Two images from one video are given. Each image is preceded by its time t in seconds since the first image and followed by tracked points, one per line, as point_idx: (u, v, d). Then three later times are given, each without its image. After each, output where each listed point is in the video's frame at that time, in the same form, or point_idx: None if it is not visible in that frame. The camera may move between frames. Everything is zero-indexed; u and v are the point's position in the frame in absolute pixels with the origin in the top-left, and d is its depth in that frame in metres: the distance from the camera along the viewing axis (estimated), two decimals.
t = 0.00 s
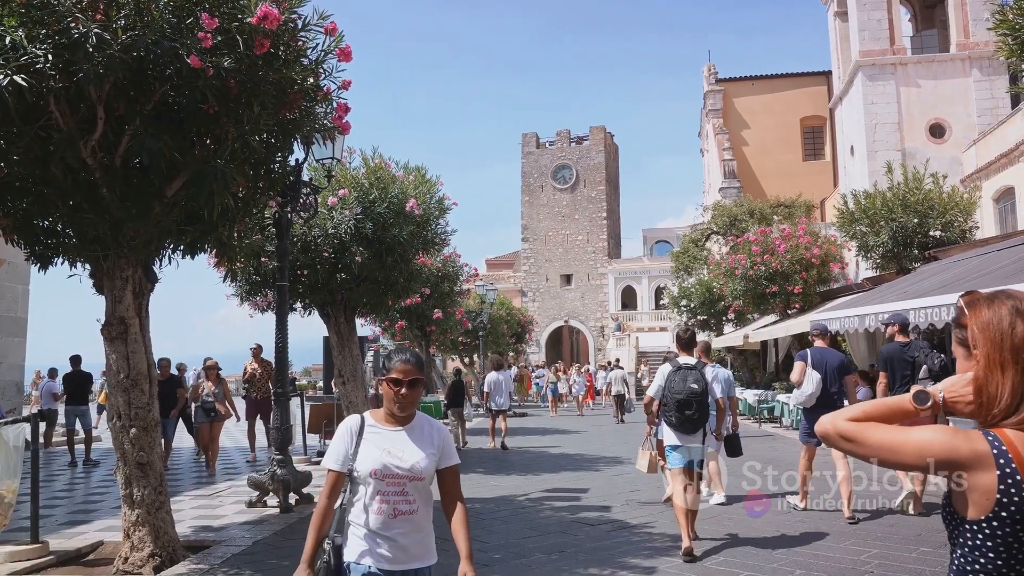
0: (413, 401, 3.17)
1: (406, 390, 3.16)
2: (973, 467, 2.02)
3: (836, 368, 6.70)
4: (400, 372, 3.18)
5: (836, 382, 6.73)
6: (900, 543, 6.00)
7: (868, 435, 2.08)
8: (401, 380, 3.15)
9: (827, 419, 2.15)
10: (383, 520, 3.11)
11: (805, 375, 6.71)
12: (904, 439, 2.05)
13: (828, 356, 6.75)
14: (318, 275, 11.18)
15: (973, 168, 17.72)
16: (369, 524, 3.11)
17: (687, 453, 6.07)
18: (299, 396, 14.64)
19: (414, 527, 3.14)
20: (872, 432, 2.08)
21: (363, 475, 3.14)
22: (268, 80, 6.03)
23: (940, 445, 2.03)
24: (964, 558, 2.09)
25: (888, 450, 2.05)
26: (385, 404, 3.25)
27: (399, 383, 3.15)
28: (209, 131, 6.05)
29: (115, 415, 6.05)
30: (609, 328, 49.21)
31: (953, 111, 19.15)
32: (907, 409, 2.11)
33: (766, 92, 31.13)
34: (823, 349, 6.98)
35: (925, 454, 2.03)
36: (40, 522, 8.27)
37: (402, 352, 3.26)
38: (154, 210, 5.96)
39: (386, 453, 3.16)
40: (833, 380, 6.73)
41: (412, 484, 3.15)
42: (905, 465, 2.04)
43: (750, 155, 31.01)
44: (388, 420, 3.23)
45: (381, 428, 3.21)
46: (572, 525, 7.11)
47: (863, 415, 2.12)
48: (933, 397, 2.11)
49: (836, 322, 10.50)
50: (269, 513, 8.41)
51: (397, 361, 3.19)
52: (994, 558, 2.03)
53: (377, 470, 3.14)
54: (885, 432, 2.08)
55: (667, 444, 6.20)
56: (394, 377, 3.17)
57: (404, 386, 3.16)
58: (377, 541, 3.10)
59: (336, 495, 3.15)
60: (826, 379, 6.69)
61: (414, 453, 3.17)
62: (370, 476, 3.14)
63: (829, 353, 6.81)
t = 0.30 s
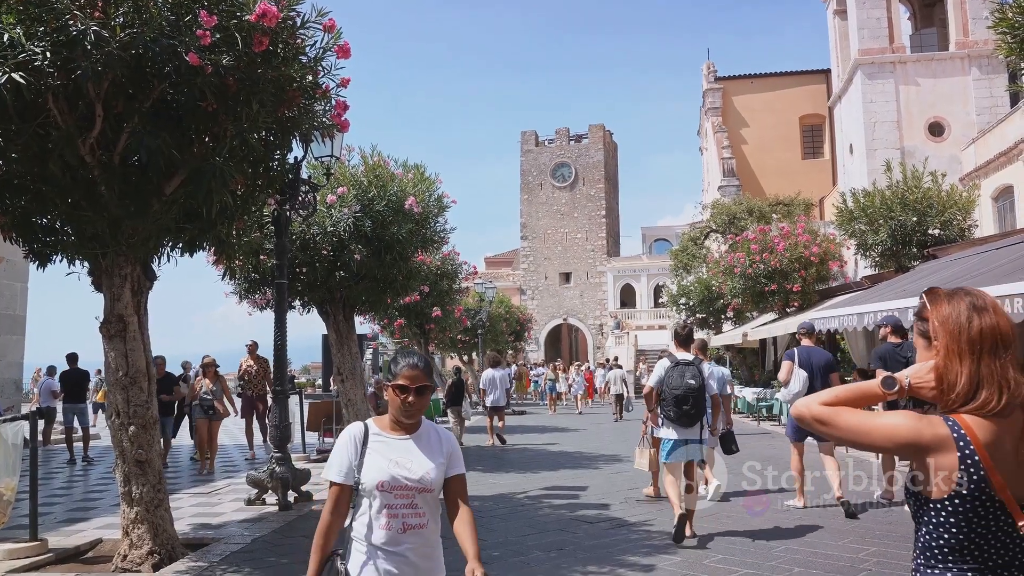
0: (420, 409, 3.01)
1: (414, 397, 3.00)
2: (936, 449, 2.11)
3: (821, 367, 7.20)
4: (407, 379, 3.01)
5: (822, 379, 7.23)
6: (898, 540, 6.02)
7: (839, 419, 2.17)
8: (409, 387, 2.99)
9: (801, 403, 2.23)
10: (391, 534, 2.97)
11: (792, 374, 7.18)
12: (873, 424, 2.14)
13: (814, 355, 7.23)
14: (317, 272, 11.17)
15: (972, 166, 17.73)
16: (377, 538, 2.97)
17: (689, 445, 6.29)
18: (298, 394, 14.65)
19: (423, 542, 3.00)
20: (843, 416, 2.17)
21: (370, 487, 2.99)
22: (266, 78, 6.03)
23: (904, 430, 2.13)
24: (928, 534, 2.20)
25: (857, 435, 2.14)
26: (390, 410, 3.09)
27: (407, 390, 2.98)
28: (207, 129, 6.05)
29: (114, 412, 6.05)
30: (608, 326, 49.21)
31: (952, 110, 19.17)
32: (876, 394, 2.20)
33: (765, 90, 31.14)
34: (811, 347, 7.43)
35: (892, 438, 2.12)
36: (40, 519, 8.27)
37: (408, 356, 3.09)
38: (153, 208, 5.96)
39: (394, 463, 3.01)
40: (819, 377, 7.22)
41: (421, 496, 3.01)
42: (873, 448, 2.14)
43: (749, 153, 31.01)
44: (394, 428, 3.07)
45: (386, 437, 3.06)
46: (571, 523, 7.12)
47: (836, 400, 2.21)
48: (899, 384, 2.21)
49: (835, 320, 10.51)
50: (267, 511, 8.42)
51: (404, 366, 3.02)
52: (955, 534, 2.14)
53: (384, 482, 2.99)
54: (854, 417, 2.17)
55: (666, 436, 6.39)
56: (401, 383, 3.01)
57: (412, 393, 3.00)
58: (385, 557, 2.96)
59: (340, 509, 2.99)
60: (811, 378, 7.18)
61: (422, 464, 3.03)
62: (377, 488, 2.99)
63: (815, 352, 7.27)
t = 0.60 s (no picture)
0: (428, 392, 2.94)
1: (422, 381, 2.92)
2: (905, 436, 2.30)
3: (811, 359, 7.33)
4: (415, 363, 2.94)
5: (812, 370, 7.35)
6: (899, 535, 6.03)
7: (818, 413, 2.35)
8: (416, 370, 2.92)
9: (781, 398, 2.41)
10: (406, 530, 2.88)
11: (783, 365, 7.32)
12: (847, 415, 2.32)
13: (806, 348, 7.37)
14: (318, 267, 11.19)
15: (975, 162, 17.71)
16: (391, 535, 2.88)
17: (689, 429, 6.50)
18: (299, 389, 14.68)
19: (439, 536, 2.92)
20: (821, 409, 2.35)
21: (381, 482, 2.90)
22: (268, 72, 6.02)
23: (876, 419, 2.31)
24: (898, 514, 2.37)
25: (833, 425, 2.32)
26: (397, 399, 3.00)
27: (415, 373, 2.90)
28: (209, 124, 6.04)
29: (116, 407, 6.06)
30: (609, 321, 49.21)
31: (955, 105, 19.12)
32: (851, 386, 2.38)
33: (766, 85, 31.09)
34: (803, 340, 7.58)
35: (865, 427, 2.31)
36: (42, 513, 8.30)
37: (413, 341, 3.02)
38: (155, 203, 5.97)
39: (405, 455, 2.92)
40: (808, 370, 7.35)
41: (436, 487, 2.93)
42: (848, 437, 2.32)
43: (751, 149, 30.96)
44: (402, 418, 2.98)
45: (395, 427, 2.97)
46: (572, 518, 7.14)
47: (814, 393, 2.38)
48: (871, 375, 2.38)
49: (836, 316, 10.50)
50: (269, 505, 8.44)
51: (411, 350, 2.96)
52: (923, 513, 2.32)
53: (396, 474, 2.90)
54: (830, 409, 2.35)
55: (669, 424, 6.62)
56: (409, 369, 2.93)
57: (420, 376, 2.92)
58: (400, 553, 2.87)
59: (351, 507, 2.90)
60: (802, 369, 7.33)
61: (434, 453, 2.95)
62: (389, 482, 2.89)
63: (806, 344, 7.42)
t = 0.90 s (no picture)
0: (451, 390, 2.87)
1: (443, 377, 2.86)
2: (863, 439, 2.46)
3: (804, 360, 7.33)
4: (435, 358, 2.89)
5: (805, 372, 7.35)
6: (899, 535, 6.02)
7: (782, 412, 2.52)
8: (438, 366, 2.85)
9: (752, 393, 2.58)
10: (428, 536, 2.80)
11: (775, 365, 7.38)
12: (811, 414, 2.48)
13: (798, 349, 7.37)
14: (318, 267, 11.17)
15: (975, 161, 17.70)
16: (411, 540, 2.80)
17: (690, 429, 6.55)
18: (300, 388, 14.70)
19: (461, 541, 2.85)
20: (788, 407, 2.52)
21: (401, 485, 2.81)
22: (268, 72, 6.01)
23: (838, 421, 2.47)
24: (858, 511, 2.54)
25: (796, 424, 2.49)
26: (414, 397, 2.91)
27: (438, 369, 2.84)
28: (209, 124, 6.04)
29: (116, 407, 6.05)
30: (610, 321, 49.18)
31: (955, 105, 19.10)
32: (816, 389, 2.55)
33: (767, 85, 31.08)
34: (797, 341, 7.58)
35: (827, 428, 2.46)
36: (42, 513, 8.30)
37: (433, 336, 2.95)
38: (155, 203, 5.98)
39: (426, 457, 2.84)
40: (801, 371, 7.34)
41: (458, 490, 2.87)
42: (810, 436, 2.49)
43: (751, 149, 30.95)
44: (420, 418, 2.90)
45: (413, 428, 2.88)
46: (573, 518, 7.14)
47: (783, 392, 2.56)
48: (837, 381, 2.55)
49: (836, 315, 10.49)
50: (269, 505, 8.43)
51: (432, 345, 2.91)
52: (878, 511, 2.49)
53: (418, 477, 2.82)
54: (794, 410, 2.51)
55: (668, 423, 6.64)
56: (429, 365, 2.87)
57: (441, 373, 2.85)
58: (420, 560, 2.79)
59: (368, 511, 2.81)
60: (795, 370, 7.32)
61: (455, 454, 2.88)
62: (411, 484, 2.81)
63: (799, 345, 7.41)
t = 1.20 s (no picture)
0: (495, 405, 2.68)
1: (488, 390, 2.67)
2: (816, 439, 2.48)
3: (800, 365, 7.28)
4: (477, 369, 2.69)
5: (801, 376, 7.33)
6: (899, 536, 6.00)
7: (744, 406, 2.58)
8: (482, 377, 2.66)
9: (720, 389, 2.64)
10: (467, 561, 2.63)
11: (771, 367, 7.40)
12: (770, 413, 2.52)
13: (794, 353, 7.35)
14: (318, 267, 11.16)
15: (975, 162, 17.72)
16: (449, 565, 2.61)
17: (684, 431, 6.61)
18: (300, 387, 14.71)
19: (496, 565, 2.70)
20: (750, 406, 2.57)
21: (444, 508, 2.60)
22: (268, 72, 6.01)
23: (792, 421, 2.49)
24: (811, 498, 2.56)
25: (754, 420, 2.55)
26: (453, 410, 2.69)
27: (482, 381, 2.64)
28: (209, 124, 6.05)
29: (116, 407, 6.05)
30: (609, 322, 49.21)
31: (955, 106, 19.12)
32: (779, 387, 2.58)
33: (766, 86, 31.08)
34: (793, 345, 7.58)
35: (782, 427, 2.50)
36: (41, 513, 8.29)
37: (474, 347, 2.76)
38: (155, 202, 5.98)
39: (469, 478, 2.64)
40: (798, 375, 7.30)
41: (498, 513, 2.69)
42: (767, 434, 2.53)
43: (751, 149, 30.95)
44: (459, 433, 2.67)
45: (454, 445, 2.65)
46: (572, 518, 7.14)
47: (749, 390, 2.60)
48: (800, 381, 2.57)
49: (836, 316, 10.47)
50: (269, 505, 8.43)
51: (474, 355, 2.71)
52: (828, 501, 2.49)
53: (464, 499, 2.61)
54: (755, 407, 2.56)
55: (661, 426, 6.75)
56: (474, 376, 2.66)
57: (484, 384, 2.66)
58: None
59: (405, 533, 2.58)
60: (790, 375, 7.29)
61: (497, 475, 2.70)
62: (457, 506, 2.60)
63: (794, 349, 7.40)
